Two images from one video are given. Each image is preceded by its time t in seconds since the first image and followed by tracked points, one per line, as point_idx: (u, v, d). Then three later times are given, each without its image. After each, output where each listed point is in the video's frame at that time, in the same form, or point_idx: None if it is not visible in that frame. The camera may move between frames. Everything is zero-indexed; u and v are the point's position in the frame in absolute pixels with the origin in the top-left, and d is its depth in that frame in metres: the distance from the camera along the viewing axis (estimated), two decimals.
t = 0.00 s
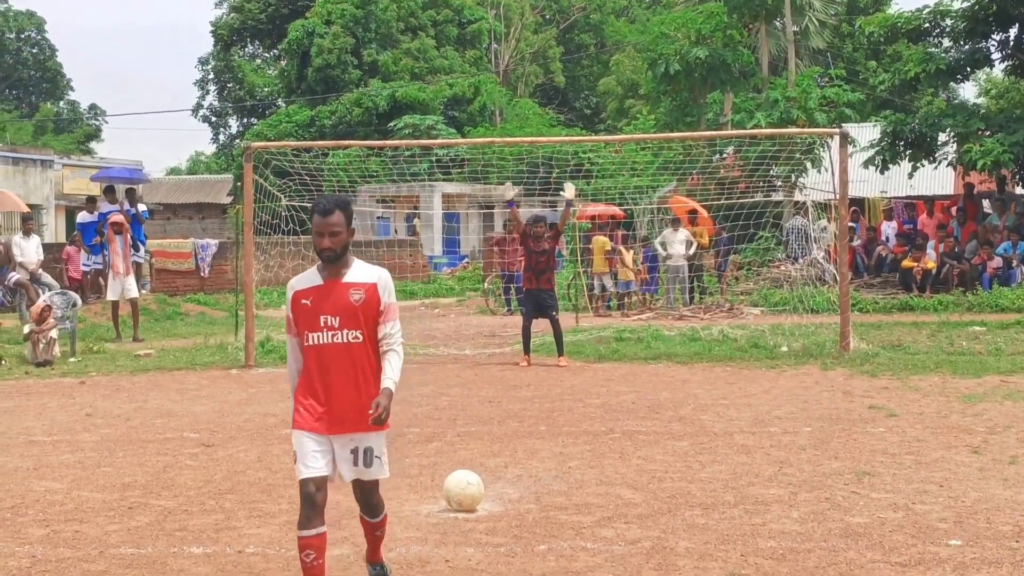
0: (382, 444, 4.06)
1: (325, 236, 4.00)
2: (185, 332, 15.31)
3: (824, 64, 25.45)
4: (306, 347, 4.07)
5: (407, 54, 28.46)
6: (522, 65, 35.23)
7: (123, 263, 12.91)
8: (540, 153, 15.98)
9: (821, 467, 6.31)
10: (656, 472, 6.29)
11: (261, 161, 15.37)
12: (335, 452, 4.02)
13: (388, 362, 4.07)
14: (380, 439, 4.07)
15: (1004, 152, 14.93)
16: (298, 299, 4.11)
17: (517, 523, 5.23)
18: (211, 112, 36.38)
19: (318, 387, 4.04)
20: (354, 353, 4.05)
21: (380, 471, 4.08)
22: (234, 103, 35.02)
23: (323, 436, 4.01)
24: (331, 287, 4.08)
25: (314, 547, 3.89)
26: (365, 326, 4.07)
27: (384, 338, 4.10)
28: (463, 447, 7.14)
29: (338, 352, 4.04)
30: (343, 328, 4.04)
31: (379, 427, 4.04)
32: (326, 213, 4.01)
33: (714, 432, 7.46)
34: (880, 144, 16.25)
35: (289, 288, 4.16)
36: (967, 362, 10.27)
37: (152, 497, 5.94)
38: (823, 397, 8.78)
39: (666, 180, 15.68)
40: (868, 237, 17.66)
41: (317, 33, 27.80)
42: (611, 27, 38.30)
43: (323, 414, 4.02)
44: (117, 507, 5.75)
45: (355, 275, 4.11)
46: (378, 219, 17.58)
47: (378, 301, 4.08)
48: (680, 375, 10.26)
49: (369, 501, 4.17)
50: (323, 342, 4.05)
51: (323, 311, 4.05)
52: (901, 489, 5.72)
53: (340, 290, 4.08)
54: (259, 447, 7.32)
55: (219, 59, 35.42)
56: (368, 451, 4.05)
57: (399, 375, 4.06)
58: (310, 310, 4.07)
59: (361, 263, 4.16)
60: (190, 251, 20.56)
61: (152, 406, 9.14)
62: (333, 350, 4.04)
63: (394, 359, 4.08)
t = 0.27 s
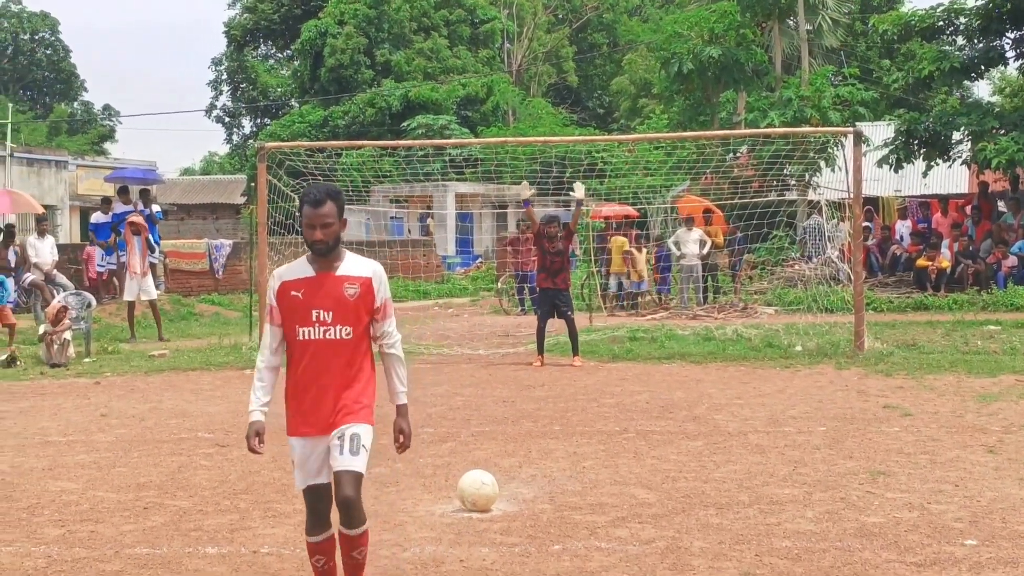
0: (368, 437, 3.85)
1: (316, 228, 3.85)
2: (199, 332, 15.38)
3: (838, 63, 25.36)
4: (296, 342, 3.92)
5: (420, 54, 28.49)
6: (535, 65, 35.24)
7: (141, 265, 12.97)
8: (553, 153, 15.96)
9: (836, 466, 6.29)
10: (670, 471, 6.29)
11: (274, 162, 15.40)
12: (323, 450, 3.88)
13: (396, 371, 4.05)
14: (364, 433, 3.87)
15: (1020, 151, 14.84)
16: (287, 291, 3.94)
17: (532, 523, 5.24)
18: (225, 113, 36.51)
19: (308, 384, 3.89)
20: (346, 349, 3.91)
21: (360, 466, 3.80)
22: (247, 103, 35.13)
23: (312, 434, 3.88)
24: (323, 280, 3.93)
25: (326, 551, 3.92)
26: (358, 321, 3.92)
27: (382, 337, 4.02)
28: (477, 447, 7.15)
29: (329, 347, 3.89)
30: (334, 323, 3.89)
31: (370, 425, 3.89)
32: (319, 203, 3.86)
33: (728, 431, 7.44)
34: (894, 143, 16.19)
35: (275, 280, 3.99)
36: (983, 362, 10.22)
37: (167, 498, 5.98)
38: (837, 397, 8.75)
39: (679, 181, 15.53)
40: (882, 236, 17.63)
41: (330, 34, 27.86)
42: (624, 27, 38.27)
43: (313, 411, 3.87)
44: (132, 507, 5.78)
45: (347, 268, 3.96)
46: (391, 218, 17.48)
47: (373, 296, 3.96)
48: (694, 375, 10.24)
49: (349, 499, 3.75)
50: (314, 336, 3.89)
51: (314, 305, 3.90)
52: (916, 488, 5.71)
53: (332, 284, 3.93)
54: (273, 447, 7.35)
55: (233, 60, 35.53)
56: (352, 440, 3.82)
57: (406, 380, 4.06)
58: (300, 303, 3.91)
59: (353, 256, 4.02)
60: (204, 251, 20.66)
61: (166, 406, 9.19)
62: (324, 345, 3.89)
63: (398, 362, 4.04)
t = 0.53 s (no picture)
0: (373, 464, 3.51)
1: (328, 235, 3.52)
2: (219, 331, 15.47)
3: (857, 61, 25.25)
4: (296, 355, 3.57)
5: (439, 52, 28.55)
6: (554, 63, 35.24)
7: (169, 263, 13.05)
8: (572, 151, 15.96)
9: (855, 465, 6.27)
10: (690, 470, 6.28)
11: (294, 160, 15.46)
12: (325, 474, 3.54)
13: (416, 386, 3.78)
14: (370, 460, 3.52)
15: None
16: (293, 298, 3.59)
17: (552, 521, 5.26)
18: (245, 111, 36.70)
19: (310, 403, 3.53)
20: (353, 368, 3.54)
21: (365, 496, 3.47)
22: (267, 102, 35.28)
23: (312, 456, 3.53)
24: (332, 292, 3.57)
25: (330, 559, 3.70)
26: (368, 338, 3.57)
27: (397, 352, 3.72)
28: (497, 446, 7.16)
29: (334, 363, 3.52)
30: (341, 338, 3.53)
31: (375, 451, 3.53)
32: (331, 209, 3.53)
33: (748, 430, 7.42)
34: (914, 141, 16.10)
35: (280, 287, 3.63)
36: (1004, 360, 10.14)
37: (187, 496, 6.02)
38: (857, 395, 8.71)
39: (699, 179, 15.71)
40: (902, 234, 17.55)
41: (349, 32, 27.97)
42: (643, 25, 38.22)
43: (312, 431, 3.51)
44: (153, 505, 5.84)
45: (359, 280, 3.61)
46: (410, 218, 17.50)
47: (385, 311, 3.62)
48: (714, 373, 10.22)
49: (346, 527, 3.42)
50: (318, 351, 3.53)
51: (320, 317, 3.55)
52: (936, 487, 5.68)
53: (341, 295, 3.57)
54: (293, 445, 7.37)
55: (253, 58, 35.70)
56: (355, 467, 3.47)
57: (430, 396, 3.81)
58: (306, 314, 3.56)
59: (365, 267, 3.67)
60: (224, 250, 20.77)
61: (186, 405, 9.25)
62: (328, 360, 3.53)
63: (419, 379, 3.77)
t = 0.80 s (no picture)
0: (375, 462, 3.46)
1: (314, 214, 3.40)
2: (229, 323, 15.52)
3: (868, 55, 25.16)
4: (286, 346, 3.44)
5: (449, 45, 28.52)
6: (564, 56, 35.18)
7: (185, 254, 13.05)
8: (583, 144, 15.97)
9: (865, 459, 6.26)
10: (699, 463, 6.28)
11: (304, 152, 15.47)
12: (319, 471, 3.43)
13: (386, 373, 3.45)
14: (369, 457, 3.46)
15: None
16: (280, 288, 3.47)
17: (561, 514, 5.27)
18: (255, 103, 36.74)
19: (300, 396, 3.41)
20: (344, 358, 3.42)
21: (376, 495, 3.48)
22: (277, 94, 35.30)
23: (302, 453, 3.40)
24: (320, 278, 3.43)
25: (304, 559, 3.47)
26: (358, 325, 3.43)
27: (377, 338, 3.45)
28: (506, 438, 7.18)
29: (324, 354, 3.40)
30: (330, 326, 3.40)
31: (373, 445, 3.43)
32: (316, 188, 3.41)
33: (757, 423, 7.42)
34: (925, 134, 16.02)
35: (268, 276, 3.51)
36: (1015, 355, 10.10)
37: (197, 487, 6.05)
38: (867, 389, 8.71)
39: (709, 172, 15.74)
40: (912, 228, 17.52)
41: (359, 24, 27.96)
42: (653, 17, 38.14)
43: (304, 426, 3.39)
44: (163, 496, 5.87)
45: (347, 264, 3.46)
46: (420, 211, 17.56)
47: (373, 296, 3.45)
48: (723, 366, 10.21)
49: (352, 530, 3.52)
50: (308, 341, 3.41)
51: (309, 305, 3.41)
52: (946, 481, 5.67)
53: (329, 281, 3.43)
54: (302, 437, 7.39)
55: (263, 51, 35.75)
56: (360, 469, 3.44)
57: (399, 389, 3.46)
58: (293, 303, 3.44)
59: (355, 250, 3.52)
60: (234, 242, 20.84)
61: (195, 396, 9.29)
62: (318, 352, 3.40)
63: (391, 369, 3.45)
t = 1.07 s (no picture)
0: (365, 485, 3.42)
1: (292, 229, 3.35)
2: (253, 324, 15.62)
3: (892, 55, 25.01)
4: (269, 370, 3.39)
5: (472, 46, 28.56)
6: (587, 57, 35.15)
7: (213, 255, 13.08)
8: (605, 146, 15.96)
9: (889, 461, 6.23)
10: (722, 465, 6.28)
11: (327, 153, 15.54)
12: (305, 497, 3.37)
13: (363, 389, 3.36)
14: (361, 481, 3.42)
15: None
16: (260, 311, 3.41)
17: (584, 515, 5.28)
18: (278, 105, 36.93)
19: (285, 421, 3.36)
20: (327, 380, 3.37)
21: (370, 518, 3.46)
22: (299, 95, 35.37)
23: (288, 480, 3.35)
24: (301, 298, 3.38)
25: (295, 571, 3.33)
26: (341, 345, 3.38)
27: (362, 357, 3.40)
28: (529, 439, 7.19)
29: (308, 378, 3.36)
30: (313, 349, 3.35)
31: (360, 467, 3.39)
32: (295, 205, 3.37)
33: (781, 425, 7.39)
34: (949, 135, 15.92)
35: (248, 297, 3.46)
36: None
37: (220, 488, 6.10)
38: (891, 391, 8.66)
39: (732, 173, 15.66)
40: (937, 229, 17.42)
41: (382, 26, 28.07)
42: (676, 18, 38.08)
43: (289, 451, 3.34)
44: (187, 496, 5.93)
45: (328, 281, 3.40)
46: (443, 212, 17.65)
47: (356, 315, 3.39)
48: (746, 368, 10.18)
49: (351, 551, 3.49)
50: (291, 365, 3.36)
51: (290, 328, 3.36)
52: (971, 484, 5.64)
53: (309, 301, 3.38)
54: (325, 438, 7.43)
55: (286, 52, 35.93)
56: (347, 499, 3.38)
57: (377, 403, 3.37)
58: (274, 326, 3.38)
59: (336, 265, 3.46)
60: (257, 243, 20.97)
61: (219, 397, 9.37)
62: (302, 376, 3.36)
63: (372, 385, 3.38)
